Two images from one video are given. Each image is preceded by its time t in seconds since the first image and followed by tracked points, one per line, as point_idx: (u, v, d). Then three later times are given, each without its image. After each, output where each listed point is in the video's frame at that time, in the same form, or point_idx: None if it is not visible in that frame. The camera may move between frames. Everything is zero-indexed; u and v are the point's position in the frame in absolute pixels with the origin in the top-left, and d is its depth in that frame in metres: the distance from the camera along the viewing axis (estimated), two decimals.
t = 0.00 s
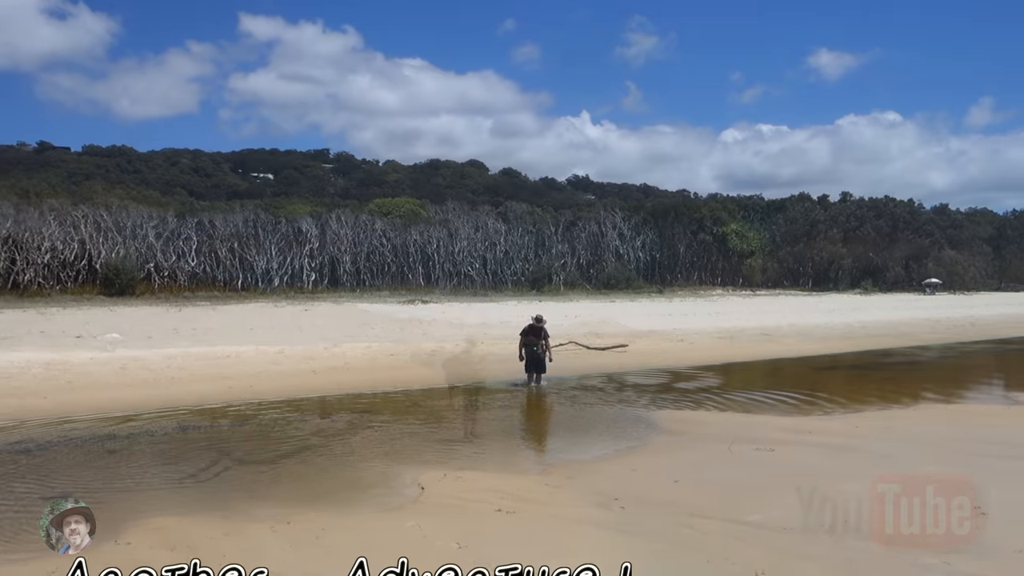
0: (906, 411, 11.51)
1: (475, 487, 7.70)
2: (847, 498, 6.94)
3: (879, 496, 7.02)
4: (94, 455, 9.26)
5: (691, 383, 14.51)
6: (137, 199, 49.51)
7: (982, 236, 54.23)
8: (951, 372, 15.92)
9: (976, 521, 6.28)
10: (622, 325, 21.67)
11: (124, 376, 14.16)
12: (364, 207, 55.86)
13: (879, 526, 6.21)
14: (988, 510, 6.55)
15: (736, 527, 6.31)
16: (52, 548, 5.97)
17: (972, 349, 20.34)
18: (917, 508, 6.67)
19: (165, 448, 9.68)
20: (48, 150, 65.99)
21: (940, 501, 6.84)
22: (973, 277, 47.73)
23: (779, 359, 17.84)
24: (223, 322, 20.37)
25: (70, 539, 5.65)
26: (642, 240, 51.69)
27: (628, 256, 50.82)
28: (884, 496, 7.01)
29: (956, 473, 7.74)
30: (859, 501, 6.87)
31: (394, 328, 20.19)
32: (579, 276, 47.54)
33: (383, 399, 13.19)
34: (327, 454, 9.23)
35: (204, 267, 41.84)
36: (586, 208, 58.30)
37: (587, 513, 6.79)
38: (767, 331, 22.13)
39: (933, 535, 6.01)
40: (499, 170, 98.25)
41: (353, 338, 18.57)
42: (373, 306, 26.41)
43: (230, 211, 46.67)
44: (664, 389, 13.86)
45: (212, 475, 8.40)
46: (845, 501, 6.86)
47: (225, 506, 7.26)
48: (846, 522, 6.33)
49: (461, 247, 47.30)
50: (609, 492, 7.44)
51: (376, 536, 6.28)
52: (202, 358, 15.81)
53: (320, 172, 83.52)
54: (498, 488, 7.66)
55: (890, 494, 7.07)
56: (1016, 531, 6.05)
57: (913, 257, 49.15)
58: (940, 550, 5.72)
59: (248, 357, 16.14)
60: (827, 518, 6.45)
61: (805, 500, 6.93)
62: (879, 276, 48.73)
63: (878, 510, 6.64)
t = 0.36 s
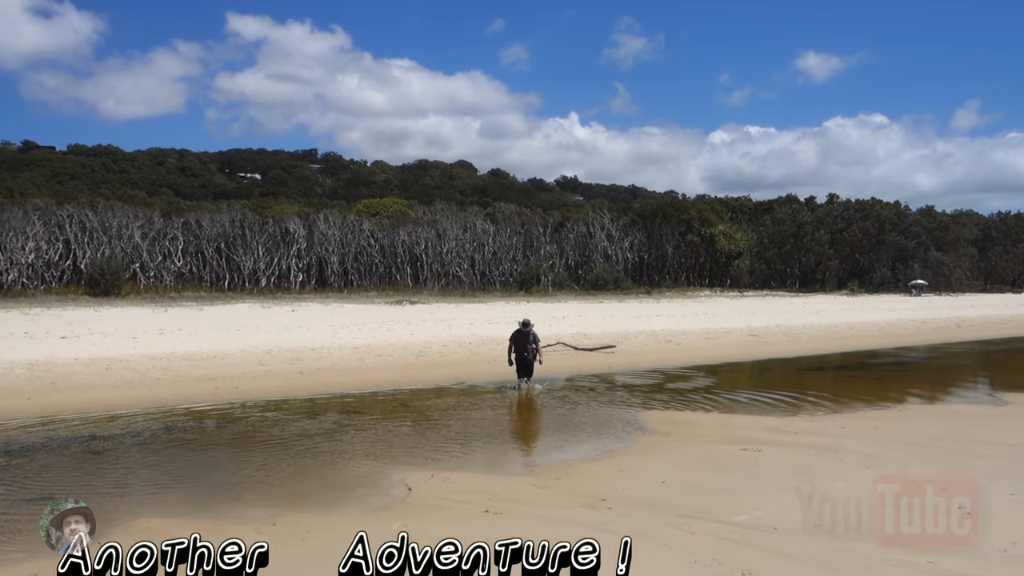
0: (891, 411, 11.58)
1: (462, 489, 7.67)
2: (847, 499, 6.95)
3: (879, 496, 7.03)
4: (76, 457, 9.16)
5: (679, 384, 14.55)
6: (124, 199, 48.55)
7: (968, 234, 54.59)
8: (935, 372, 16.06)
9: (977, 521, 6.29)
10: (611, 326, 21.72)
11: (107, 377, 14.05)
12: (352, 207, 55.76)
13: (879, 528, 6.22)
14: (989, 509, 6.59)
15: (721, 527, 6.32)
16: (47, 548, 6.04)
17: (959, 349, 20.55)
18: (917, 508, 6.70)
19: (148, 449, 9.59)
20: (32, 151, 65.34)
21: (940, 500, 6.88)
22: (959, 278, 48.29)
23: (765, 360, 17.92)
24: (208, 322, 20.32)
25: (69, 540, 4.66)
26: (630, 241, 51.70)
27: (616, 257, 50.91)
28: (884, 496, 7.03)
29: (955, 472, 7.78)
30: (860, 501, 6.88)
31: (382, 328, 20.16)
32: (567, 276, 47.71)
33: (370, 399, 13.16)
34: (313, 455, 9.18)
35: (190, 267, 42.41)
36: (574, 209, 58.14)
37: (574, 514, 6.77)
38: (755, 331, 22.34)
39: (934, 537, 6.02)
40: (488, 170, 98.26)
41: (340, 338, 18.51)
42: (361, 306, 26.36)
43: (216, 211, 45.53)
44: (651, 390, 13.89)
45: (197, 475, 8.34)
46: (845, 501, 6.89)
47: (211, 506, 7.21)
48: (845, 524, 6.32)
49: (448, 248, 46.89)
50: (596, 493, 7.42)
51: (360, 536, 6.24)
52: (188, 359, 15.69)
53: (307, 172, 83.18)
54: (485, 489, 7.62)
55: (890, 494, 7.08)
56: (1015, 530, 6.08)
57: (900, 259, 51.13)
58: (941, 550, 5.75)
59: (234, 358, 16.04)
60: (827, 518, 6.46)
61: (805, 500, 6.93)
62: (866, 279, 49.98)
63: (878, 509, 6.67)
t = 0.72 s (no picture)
0: (874, 411, 11.68)
1: (446, 489, 7.64)
2: (846, 498, 6.95)
3: (880, 496, 7.04)
4: (56, 458, 9.03)
5: (664, 383, 14.59)
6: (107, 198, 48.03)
7: (949, 235, 55.24)
8: (917, 372, 16.22)
9: (976, 521, 6.31)
10: (596, 326, 21.75)
11: (88, 377, 13.90)
12: (336, 207, 55.66)
13: (881, 528, 6.22)
14: (989, 510, 6.59)
15: (704, 526, 6.35)
16: (43, 547, 6.04)
17: (940, 349, 20.79)
18: (918, 508, 6.70)
19: (128, 449, 9.48)
20: (13, 149, 64.50)
21: (942, 501, 6.88)
22: (941, 279, 48.84)
23: (749, 360, 18.01)
24: (192, 321, 20.14)
25: None
26: (616, 241, 51.74)
27: (602, 257, 50.91)
28: (885, 496, 7.03)
29: (955, 473, 7.79)
30: (860, 502, 6.89)
31: (368, 328, 20.06)
32: (553, 276, 47.72)
33: (355, 399, 13.10)
34: (296, 455, 9.12)
35: (173, 267, 42.06)
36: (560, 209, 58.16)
37: (558, 514, 6.77)
38: (739, 332, 22.47)
39: (935, 537, 6.03)
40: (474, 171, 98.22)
41: (325, 338, 18.40)
42: (346, 306, 26.22)
43: (200, 209, 45.20)
44: (637, 390, 13.92)
45: (179, 476, 8.26)
46: (845, 502, 6.89)
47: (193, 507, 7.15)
48: (846, 524, 6.32)
49: (434, 248, 46.89)
50: (580, 493, 7.42)
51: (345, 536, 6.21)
52: (170, 359, 15.56)
53: (292, 171, 82.65)
54: (470, 490, 7.59)
55: (892, 494, 7.09)
56: (1014, 530, 6.08)
57: (882, 261, 51.28)
58: (942, 551, 5.75)
59: (217, 358, 15.91)
60: (828, 518, 6.47)
61: (804, 500, 6.94)
62: (850, 279, 50.40)
63: (878, 509, 6.68)
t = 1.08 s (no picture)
0: (857, 410, 11.79)
1: (433, 490, 7.63)
2: (846, 499, 6.96)
3: (881, 496, 7.05)
4: (38, 460, 8.95)
5: (651, 383, 14.66)
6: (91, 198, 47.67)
7: (932, 235, 55.72)
8: (901, 371, 16.37)
9: (975, 521, 6.33)
10: (582, 326, 21.79)
11: (72, 378, 13.80)
12: (323, 207, 55.51)
13: (880, 528, 6.23)
14: (988, 510, 6.59)
15: (689, 526, 6.39)
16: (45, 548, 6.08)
17: (923, 349, 20.97)
18: (918, 508, 6.71)
19: (112, 451, 9.42)
20: None
21: (941, 501, 6.89)
22: (924, 279, 49.26)
23: (735, 359, 18.10)
24: (177, 322, 20.01)
25: None
26: (602, 241, 51.91)
27: (588, 257, 51.02)
28: (885, 496, 7.04)
29: (955, 473, 7.79)
30: (860, 502, 6.90)
31: (354, 329, 20.01)
32: (540, 277, 47.76)
33: (342, 400, 13.07)
34: (283, 456, 9.09)
35: (159, 267, 41.78)
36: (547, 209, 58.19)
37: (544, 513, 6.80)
38: (724, 331, 22.58)
39: (934, 537, 6.04)
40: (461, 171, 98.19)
41: (311, 339, 18.33)
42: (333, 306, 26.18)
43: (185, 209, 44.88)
44: (624, 389, 13.98)
45: (164, 478, 8.21)
46: (845, 501, 6.90)
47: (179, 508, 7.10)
48: (846, 525, 6.33)
49: (421, 248, 46.83)
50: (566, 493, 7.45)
51: (332, 538, 6.20)
52: (156, 359, 15.47)
53: (278, 171, 82.23)
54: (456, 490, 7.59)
55: (892, 494, 7.10)
56: (1014, 531, 6.08)
57: (866, 260, 51.54)
58: (941, 551, 5.75)
59: (203, 359, 15.85)
60: (830, 518, 6.48)
61: (804, 500, 6.95)
62: (835, 279, 50.76)
63: (879, 509, 6.69)
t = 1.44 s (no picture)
0: (846, 408, 11.84)
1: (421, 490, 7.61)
2: (846, 499, 6.95)
3: (881, 496, 7.04)
4: (24, 462, 8.85)
5: (641, 382, 14.68)
6: (76, 198, 47.27)
7: (919, 235, 56.08)
8: (888, 369, 16.46)
9: (975, 521, 6.32)
10: (571, 326, 21.80)
11: (57, 380, 13.67)
12: (311, 207, 55.35)
13: (879, 529, 6.22)
14: (988, 510, 6.58)
15: (680, 525, 6.38)
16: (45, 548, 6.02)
17: (910, 347, 21.10)
18: (916, 508, 6.71)
19: (98, 453, 9.32)
20: None
21: (940, 501, 6.88)
22: (910, 278, 49.61)
23: (724, 359, 18.14)
24: (164, 323, 19.89)
25: None
26: (591, 241, 52.04)
27: (577, 257, 51.11)
28: (885, 496, 7.04)
29: (953, 473, 7.78)
30: (859, 501, 6.89)
31: (343, 329, 19.93)
32: (529, 277, 47.78)
33: (330, 401, 12.99)
34: (272, 457, 9.05)
35: (146, 268, 41.48)
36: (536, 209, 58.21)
37: (533, 514, 6.76)
38: (713, 331, 22.65)
39: (933, 537, 6.04)
40: (450, 172, 98.08)
41: (300, 340, 18.23)
42: (321, 307, 26.04)
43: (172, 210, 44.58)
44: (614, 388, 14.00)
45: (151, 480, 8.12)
46: (845, 502, 6.89)
47: (167, 512, 7.03)
48: (845, 525, 6.32)
49: (409, 249, 46.79)
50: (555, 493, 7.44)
51: (321, 540, 6.14)
52: (143, 361, 15.35)
53: (265, 171, 81.88)
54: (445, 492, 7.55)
55: (891, 494, 7.10)
56: (1013, 530, 6.07)
57: (853, 259, 51.88)
58: (941, 551, 5.74)
59: (191, 360, 15.74)
60: (829, 518, 6.49)
61: (803, 500, 6.94)
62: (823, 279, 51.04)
63: (878, 509, 6.68)
